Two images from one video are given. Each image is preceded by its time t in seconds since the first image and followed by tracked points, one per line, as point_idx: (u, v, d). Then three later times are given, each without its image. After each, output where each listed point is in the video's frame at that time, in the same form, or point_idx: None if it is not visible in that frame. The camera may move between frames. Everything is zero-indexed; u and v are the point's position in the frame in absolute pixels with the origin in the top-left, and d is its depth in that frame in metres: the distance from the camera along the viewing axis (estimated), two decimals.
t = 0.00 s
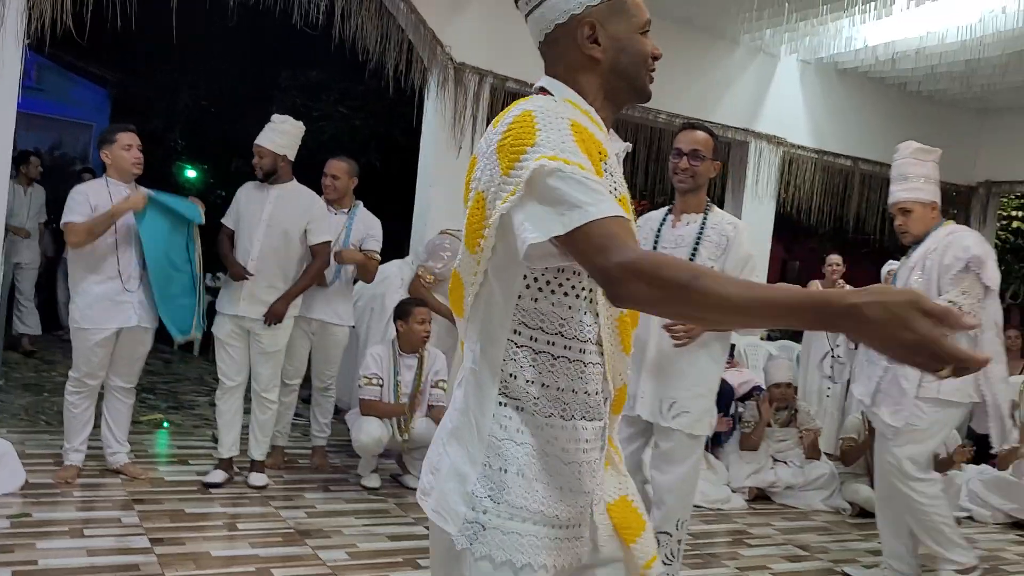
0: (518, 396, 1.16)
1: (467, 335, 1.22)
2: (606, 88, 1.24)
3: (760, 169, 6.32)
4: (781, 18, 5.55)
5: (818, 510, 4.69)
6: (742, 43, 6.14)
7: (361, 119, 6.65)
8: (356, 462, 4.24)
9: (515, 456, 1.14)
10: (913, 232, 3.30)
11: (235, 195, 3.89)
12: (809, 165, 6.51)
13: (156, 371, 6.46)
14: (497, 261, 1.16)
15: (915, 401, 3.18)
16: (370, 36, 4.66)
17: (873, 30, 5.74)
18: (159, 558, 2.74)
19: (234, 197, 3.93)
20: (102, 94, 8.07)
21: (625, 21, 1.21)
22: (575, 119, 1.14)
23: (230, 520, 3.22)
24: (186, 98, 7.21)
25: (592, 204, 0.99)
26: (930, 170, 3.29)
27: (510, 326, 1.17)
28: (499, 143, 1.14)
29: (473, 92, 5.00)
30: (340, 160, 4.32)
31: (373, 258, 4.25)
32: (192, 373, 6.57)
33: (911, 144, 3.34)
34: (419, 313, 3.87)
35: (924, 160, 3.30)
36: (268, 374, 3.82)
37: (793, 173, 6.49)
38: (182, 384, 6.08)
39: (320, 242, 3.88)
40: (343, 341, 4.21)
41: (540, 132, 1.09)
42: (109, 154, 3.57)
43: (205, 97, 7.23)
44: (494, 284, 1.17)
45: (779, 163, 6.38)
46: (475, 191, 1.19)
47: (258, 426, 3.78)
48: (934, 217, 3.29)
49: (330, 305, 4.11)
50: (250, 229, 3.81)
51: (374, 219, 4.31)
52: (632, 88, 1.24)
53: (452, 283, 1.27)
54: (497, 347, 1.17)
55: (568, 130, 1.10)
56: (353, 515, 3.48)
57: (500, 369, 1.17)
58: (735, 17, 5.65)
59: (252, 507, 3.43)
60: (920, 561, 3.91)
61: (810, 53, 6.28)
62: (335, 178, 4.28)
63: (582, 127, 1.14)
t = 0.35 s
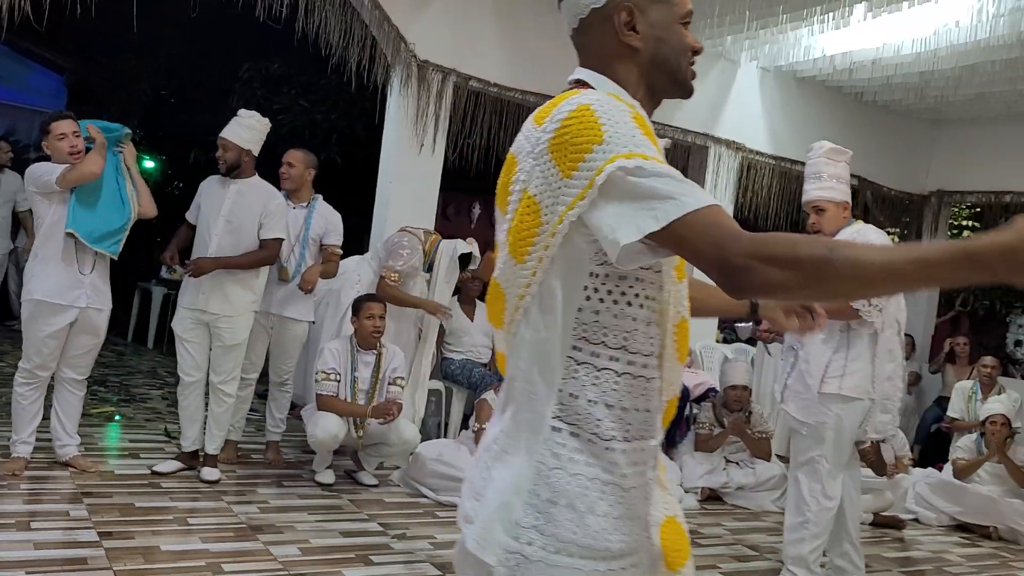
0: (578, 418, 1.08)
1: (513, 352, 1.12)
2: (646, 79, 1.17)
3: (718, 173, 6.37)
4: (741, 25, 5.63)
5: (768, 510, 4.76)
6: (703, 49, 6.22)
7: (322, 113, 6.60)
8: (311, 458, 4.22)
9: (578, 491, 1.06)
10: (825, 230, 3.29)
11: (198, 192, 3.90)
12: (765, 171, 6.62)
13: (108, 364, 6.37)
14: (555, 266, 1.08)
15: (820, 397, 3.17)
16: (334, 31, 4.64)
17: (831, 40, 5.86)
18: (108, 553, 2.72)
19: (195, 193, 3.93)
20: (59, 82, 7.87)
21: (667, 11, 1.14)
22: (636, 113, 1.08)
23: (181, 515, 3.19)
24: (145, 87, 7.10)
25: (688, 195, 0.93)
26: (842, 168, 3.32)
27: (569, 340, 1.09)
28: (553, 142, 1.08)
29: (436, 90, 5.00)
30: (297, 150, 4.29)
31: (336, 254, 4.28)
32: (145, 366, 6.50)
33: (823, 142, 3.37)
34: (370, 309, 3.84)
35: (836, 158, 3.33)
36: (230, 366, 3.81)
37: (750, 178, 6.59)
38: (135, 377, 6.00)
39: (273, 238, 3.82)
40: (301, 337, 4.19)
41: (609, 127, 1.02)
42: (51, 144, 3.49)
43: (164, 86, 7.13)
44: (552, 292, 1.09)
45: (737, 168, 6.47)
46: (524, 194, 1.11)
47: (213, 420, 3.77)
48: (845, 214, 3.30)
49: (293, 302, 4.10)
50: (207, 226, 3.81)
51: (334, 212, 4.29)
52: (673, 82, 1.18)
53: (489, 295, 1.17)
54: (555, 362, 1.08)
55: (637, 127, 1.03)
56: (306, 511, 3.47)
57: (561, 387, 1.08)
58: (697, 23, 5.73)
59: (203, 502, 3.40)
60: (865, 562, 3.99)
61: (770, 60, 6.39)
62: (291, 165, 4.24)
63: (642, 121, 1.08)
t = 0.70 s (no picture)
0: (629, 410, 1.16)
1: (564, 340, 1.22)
2: (722, 74, 1.21)
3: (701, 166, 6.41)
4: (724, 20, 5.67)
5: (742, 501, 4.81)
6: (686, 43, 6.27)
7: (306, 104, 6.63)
8: (291, 445, 4.27)
9: (631, 484, 1.15)
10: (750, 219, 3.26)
11: (172, 182, 3.90)
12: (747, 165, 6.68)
13: (90, 352, 6.39)
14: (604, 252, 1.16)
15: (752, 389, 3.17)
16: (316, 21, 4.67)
17: (812, 36, 5.91)
18: (84, 536, 2.75)
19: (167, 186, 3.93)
20: (43, 69, 7.86)
21: (745, 6, 1.18)
22: (699, 109, 1.12)
23: (159, 501, 3.24)
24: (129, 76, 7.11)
25: (681, 226, 1.02)
26: (773, 154, 3.15)
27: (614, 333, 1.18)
28: (610, 128, 1.15)
29: (418, 82, 5.05)
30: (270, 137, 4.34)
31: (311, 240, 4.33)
32: (128, 354, 6.51)
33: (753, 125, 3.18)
34: (347, 297, 3.90)
35: (766, 143, 3.16)
36: (201, 352, 3.79)
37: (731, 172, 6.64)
38: (117, 364, 6.02)
39: (252, 227, 3.87)
40: (280, 327, 4.25)
41: (661, 114, 1.10)
42: (49, 131, 3.53)
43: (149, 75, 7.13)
44: (599, 280, 1.17)
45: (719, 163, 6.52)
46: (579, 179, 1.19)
47: (189, 406, 3.80)
48: (772, 201, 3.22)
49: (270, 291, 4.14)
50: (184, 218, 3.84)
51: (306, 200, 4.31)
52: (751, 78, 1.21)
53: (546, 283, 1.29)
54: (600, 354, 1.18)
55: (692, 125, 1.10)
56: (283, 498, 3.52)
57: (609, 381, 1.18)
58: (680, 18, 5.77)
59: (181, 488, 3.44)
60: (835, 552, 4.06)
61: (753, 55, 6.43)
62: (263, 152, 4.30)
63: (704, 119, 1.12)
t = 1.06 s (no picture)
0: (755, 465, 0.95)
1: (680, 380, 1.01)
2: (887, 100, 0.97)
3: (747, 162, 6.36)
4: (770, 15, 5.62)
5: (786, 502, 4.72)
6: (732, 38, 6.24)
7: (354, 103, 6.73)
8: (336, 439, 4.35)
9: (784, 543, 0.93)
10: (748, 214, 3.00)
11: (224, 184, 4.02)
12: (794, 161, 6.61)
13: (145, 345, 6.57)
14: (724, 290, 0.94)
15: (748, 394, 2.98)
16: (362, 22, 4.75)
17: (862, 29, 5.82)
18: (136, 524, 2.86)
19: (222, 189, 4.03)
20: (102, 73, 8.21)
21: (949, 21, 0.93)
22: (851, 120, 0.88)
23: (209, 491, 3.34)
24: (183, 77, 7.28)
25: (814, 253, 0.81)
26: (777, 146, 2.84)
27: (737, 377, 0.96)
28: (748, 137, 0.93)
29: (463, 80, 5.10)
30: (304, 133, 4.41)
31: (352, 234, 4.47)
32: (181, 348, 6.68)
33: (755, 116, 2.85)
34: (390, 293, 3.97)
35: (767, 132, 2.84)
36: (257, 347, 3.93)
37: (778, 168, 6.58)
38: (170, 358, 6.19)
39: (306, 221, 3.98)
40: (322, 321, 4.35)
41: (804, 130, 0.87)
42: (129, 135, 3.67)
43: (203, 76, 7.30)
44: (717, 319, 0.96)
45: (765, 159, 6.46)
46: (705, 199, 0.96)
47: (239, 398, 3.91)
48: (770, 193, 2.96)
49: (315, 284, 4.26)
50: (234, 216, 3.94)
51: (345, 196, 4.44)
52: (920, 108, 0.97)
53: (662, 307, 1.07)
54: (720, 401, 0.97)
55: (841, 148, 0.86)
56: (327, 490, 3.60)
57: (729, 427, 0.97)
58: (725, 13, 5.74)
59: (230, 478, 3.54)
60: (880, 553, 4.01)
61: (800, 49, 6.34)
62: (300, 148, 4.36)
63: (857, 134, 0.88)
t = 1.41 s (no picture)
0: None
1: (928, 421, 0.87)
2: None
3: (816, 165, 6.25)
4: (839, 14, 5.52)
5: (859, 513, 4.57)
6: (800, 40, 6.15)
7: (420, 111, 6.82)
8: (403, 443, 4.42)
9: None
10: (771, 209, 3.12)
11: (296, 192, 4.12)
12: (866, 163, 6.46)
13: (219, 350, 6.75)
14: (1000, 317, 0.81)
15: (758, 381, 2.97)
16: (427, 32, 4.76)
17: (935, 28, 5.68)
18: (210, 525, 2.95)
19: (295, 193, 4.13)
20: (179, 86, 8.47)
21: None
22: None
23: (280, 493, 3.42)
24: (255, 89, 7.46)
25: None
26: (796, 140, 3.05)
27: (1015, 424, 0.87)
28: None
29: (527, 87, 5.12)
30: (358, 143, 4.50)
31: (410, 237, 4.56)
32: (253, 353, 6.84)
33: (777, 112, 3.12)
34: (454, 300, 3.99)
35: (790, 127, 3.07)
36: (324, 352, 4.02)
37: (849, 171, 6.44)
38: (242, 362, 6.35)
39: (365, 230, 4.03)
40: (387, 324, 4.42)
41: None
42: (217, 145, 3.84)
43: (274, 87, 7.47)
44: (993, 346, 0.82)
45: (835, 161, 6.33)
46: (955, 217, 0.82)
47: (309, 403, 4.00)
48: (795, 189, 3.07)
49: (379, 290, 4.34)
50: (304, 225, 4.02)
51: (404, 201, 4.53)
52: None
53: (897, 350, 0.86)
54: (998, 451, 0.87)
55: None
56: (393, 494, 3.65)
57: (1008, 481, 0.87)
58: (793, 14, 5.65)
59: (300, 481, 3.62)
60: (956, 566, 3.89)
61: (870, 49, 6.23)
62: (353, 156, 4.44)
63: None
